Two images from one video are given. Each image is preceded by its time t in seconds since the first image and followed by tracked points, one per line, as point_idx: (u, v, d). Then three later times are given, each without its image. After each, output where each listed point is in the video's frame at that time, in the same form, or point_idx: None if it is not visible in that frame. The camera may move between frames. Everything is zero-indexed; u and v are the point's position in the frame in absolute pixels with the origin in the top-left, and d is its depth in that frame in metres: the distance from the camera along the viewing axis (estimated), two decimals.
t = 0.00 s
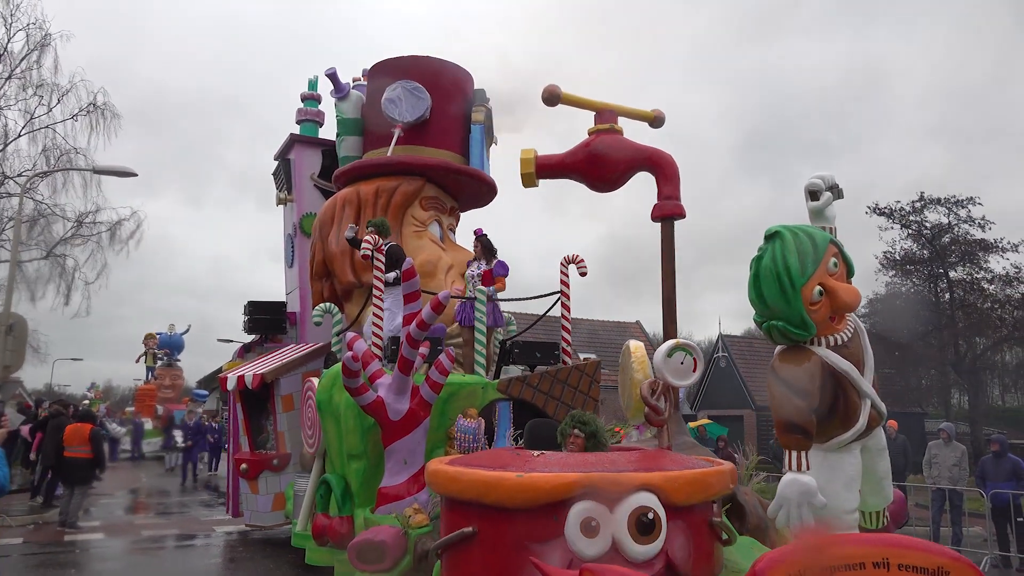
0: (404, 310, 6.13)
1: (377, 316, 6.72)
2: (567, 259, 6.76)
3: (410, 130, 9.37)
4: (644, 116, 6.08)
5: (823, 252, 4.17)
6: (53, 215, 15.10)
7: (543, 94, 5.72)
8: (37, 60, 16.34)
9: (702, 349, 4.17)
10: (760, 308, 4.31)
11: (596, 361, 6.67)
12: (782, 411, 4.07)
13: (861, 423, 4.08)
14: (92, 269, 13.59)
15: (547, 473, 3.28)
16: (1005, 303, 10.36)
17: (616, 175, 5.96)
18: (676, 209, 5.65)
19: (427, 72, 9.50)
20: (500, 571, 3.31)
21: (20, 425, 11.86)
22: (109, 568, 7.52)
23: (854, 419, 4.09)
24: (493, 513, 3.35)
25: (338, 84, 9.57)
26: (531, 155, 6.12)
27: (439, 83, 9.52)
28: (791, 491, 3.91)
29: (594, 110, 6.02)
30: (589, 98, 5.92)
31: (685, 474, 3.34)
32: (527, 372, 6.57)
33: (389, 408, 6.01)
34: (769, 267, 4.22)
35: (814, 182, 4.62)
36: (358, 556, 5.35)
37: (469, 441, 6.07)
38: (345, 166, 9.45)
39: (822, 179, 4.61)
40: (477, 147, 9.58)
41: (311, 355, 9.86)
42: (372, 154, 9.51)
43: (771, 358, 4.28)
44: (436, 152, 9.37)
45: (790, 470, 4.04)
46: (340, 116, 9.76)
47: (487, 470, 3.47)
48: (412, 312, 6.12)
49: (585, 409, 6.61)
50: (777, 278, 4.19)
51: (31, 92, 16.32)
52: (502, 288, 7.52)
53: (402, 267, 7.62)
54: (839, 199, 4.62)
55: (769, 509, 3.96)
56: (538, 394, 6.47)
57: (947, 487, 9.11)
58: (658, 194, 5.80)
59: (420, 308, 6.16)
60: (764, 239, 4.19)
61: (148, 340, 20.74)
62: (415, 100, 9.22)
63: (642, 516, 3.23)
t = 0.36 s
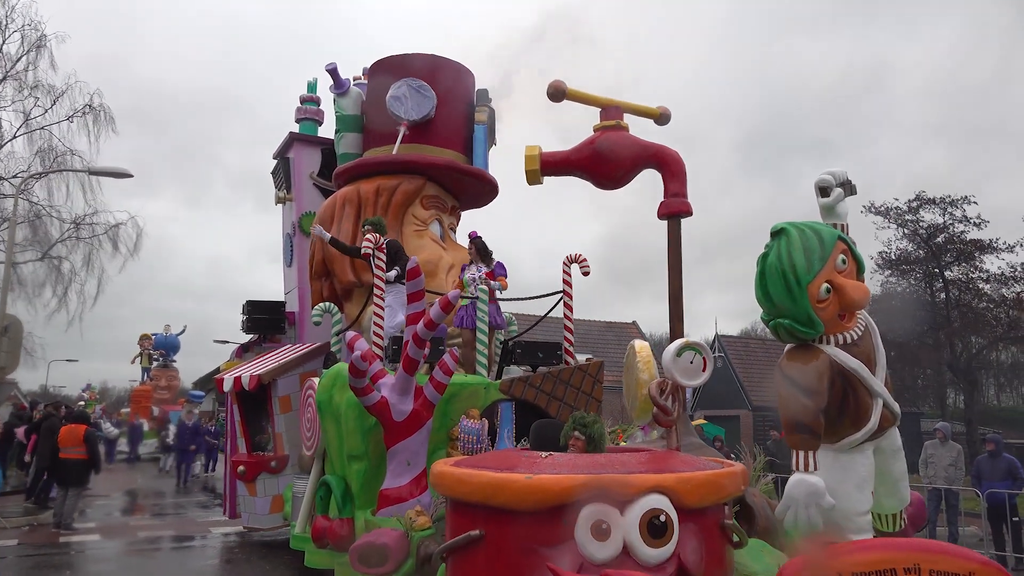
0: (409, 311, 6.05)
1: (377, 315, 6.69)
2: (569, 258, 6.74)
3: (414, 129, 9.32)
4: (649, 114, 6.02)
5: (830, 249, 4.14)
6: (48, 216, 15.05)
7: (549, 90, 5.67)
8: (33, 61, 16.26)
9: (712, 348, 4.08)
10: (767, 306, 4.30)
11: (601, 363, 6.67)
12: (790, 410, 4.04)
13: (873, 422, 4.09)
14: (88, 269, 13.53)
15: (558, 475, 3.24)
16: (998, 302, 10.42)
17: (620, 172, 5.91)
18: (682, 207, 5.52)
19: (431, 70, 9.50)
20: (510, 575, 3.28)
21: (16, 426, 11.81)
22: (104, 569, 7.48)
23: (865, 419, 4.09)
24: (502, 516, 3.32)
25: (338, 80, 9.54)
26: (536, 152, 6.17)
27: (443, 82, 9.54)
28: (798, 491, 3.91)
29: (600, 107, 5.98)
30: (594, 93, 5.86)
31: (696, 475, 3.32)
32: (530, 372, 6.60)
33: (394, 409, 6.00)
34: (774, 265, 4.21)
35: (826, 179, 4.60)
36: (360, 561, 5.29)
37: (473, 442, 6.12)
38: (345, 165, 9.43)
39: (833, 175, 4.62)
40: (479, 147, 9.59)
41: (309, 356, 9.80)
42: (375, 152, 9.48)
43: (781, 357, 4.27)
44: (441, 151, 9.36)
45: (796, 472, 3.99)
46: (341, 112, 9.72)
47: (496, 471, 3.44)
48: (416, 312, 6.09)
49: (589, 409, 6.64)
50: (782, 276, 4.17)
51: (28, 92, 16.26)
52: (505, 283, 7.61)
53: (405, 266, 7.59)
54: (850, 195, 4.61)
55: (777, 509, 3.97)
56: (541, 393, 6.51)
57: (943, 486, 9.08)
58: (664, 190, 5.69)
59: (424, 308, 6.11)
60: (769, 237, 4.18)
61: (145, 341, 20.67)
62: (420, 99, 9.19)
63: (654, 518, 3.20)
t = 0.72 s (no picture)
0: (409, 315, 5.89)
1: (376, 318, 6.65)
2: (568, 262, 6.72)
3: (415, 130, 9.30)
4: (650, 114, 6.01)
5: (830, 251, 4.14)
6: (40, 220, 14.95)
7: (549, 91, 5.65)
8: (25, 64, 16.18)
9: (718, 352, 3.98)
10: (765, 309, 4.29)
11: (598, 367, 6.98)
12: (790, 414, 4.05)
13: (878, 427, 4.07)
14: (81, 273, 13.44)
15: (564, 481, 3.21)
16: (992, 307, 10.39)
17: (621, 173, 5.91)
18: (684, 207, 5.43)
19: (430, 72, 9.46)
20: None
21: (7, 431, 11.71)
22: None
23: (871, 424, 4.07)
24: (507, 523, 3.29)
25: (334, 80, 9.50)
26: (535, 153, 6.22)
27: (442, 84, 9.52)
28: (799, 495, 3.91)
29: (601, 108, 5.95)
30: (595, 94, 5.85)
31: (704, 483, 3.26)
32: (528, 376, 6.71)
33: (396, 414, 5.95)
34: (771, 268, 4.21)
35: (830, 180, 4.57)
36: (358, 568, 5.23)
37: (473, 447, 6.01)
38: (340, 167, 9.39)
39: (838, 178, 4.59)
40: (478, 151, 9.64)
41: (304, 359, 9.76)
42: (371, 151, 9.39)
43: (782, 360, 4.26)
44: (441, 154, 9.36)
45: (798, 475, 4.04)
46: (336, 111, 9.66)
47: (501, 477, 3.41)
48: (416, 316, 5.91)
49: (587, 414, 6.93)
50: (780, 279, 4.17)
51: (20, 95, 16.17)
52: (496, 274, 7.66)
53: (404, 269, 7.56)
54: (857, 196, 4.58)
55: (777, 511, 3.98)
56: (540, 397, 6.66)
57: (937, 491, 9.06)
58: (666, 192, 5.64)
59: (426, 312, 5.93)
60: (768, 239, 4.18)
61: (137, 345, 20.56)
62: (421, 101, 9.22)
63: (662, 525, 3.15)
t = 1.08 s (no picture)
0: (414, 316, 5.81)
1: (377, 318, 6.64)
2: (571, 262, 6.71)
3: (421, 131, 9.28)
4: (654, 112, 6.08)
5: (836, 252, 4.10)
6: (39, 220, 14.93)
7: (555, 88, 5.79)
8: (27, 65, 16.17)
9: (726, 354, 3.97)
10: (772, 311, 4.27)
11: (602, 368, 6.96)
12: (796, 416, 4.02)
13: (888, 430, 4.04)
14: (80, 273, 13.41)
15: (573, 484, 3.19)
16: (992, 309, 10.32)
17: (626, 172, 5.91)
18: (693, 207, 5.50)
19: (438, 73, 9.47)
20: None
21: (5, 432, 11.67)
22: None
23: (881, 427, 4.04)
24: (515, 527, 3.26)
25: (335, 76, 9.49)
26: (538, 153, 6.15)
27: (449, 86, 9.56)
28: (807, 499, 3.84)
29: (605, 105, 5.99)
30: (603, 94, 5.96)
31: (716, 486, 3.25)
32: (531, 379, 6.75)
33: (401, 416, 5.95)
34: (776, 269, 4.18)
35: (840, 181, 4.53)
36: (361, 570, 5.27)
37: (478, 449, 6.16)
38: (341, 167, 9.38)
39: (849, 177, 4.56)
40: (481, 152, 9.71)
41: (306, 360, 9.73)
42: (374, 151, 9.34)
43: (788, 361, 4.24)
44: (447, 155, 9.40)
45: (805, 479, 3.98)
46: (337, 109, 9.65)
47: (508, 480, 3.38)
48: (422, 318, 5.80)
49: (590, 415, 6.98)
50: (785, 280, 4.14)
51: (20, 96, 16.16)
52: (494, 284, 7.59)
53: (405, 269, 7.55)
54: (869, 196, 4.55)
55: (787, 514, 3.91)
56: (543, 401, 6.73)
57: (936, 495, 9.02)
58: (673, 191, 5.67)
59: (430, 313, 5.85)
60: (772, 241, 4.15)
61: (136, 346, 20.54)
62: (427, 101, 9.18)
63: (674, 530, 3.14)
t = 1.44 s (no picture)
0: (427, 313, 5.78)
1: (388, 316, 6.63)
2: (582, 260, 6.69)
3: (437, 128, 9.28)
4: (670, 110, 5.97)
5: (856, 250, 4.07)
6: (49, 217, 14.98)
7: (569, 84, 5.65)
8: (37, 63, 16.23)
9: (742, 354, 4.00)
10: (790, 310, 4.24)
11: (613, 368, 6.96)
12: (814, 416, 4.00)
13: (908, 432, 4.00)
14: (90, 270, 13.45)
15: (589, 485, 3.17)
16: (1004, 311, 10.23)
17: (641, 169, 5.86)
18: (707, 207, 5.38)
19: (455, 71, 9.51)
20: None
21: (14, 428, 11.72)
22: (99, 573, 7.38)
23: (901, 429, 4.00)
24: (530, 527, 3.25)
25: (348, 70, 9.48)
26: (555, 150, 6.12)
27: (466, 84, 9.61)
28: (825, 501, 3.88)
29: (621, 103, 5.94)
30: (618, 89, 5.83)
31: (735, 488, 3.22)
32: (543, 378, 6.80)
33: (415, 415, 5.96)
34: (795, 267, 4.15)
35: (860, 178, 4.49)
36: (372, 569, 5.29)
37: (490, 448, 6.15)
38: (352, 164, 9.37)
39: (869, 174, 4.52)
40: (495, 152, 9.81)
41: (314, 358, 9.76)
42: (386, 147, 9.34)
43: (807, 362, 4.20)
44: (461, 153, 9.42)
45: (824, 480, 3.99)
46: (349, 102, 9.61)
47: (523, 480, 3.36)
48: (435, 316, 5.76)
49: (601, 415, 6.97)
50: (803, 278, 4.11)
51: (31, 94, 16.22)
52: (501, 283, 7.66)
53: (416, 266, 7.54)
54: (889, 194, 4.52)
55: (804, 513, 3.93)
56: (555, 400, 6.74)
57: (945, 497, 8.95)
58: (688, 189, 5.64)
59: (443, 311, 5.82)
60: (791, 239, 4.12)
61: (144, 343, 20.59)
62: (445, 98, 9.18)
63: (691, 532, 3.12)
